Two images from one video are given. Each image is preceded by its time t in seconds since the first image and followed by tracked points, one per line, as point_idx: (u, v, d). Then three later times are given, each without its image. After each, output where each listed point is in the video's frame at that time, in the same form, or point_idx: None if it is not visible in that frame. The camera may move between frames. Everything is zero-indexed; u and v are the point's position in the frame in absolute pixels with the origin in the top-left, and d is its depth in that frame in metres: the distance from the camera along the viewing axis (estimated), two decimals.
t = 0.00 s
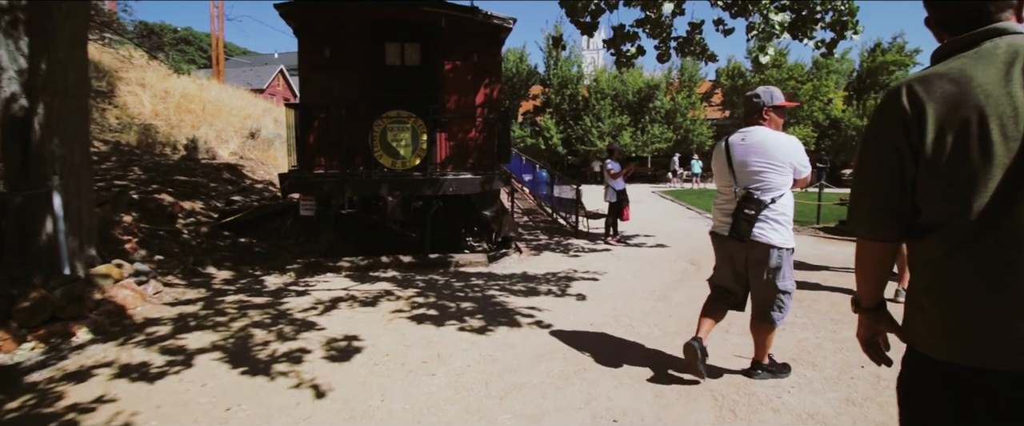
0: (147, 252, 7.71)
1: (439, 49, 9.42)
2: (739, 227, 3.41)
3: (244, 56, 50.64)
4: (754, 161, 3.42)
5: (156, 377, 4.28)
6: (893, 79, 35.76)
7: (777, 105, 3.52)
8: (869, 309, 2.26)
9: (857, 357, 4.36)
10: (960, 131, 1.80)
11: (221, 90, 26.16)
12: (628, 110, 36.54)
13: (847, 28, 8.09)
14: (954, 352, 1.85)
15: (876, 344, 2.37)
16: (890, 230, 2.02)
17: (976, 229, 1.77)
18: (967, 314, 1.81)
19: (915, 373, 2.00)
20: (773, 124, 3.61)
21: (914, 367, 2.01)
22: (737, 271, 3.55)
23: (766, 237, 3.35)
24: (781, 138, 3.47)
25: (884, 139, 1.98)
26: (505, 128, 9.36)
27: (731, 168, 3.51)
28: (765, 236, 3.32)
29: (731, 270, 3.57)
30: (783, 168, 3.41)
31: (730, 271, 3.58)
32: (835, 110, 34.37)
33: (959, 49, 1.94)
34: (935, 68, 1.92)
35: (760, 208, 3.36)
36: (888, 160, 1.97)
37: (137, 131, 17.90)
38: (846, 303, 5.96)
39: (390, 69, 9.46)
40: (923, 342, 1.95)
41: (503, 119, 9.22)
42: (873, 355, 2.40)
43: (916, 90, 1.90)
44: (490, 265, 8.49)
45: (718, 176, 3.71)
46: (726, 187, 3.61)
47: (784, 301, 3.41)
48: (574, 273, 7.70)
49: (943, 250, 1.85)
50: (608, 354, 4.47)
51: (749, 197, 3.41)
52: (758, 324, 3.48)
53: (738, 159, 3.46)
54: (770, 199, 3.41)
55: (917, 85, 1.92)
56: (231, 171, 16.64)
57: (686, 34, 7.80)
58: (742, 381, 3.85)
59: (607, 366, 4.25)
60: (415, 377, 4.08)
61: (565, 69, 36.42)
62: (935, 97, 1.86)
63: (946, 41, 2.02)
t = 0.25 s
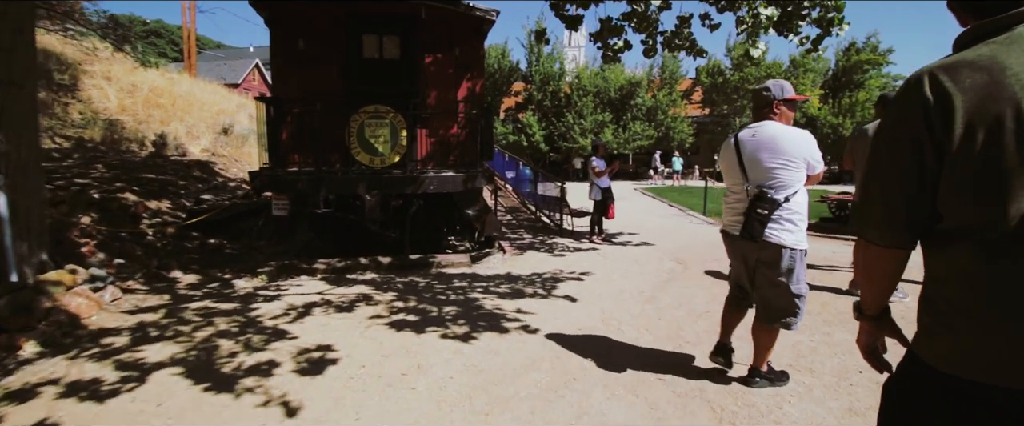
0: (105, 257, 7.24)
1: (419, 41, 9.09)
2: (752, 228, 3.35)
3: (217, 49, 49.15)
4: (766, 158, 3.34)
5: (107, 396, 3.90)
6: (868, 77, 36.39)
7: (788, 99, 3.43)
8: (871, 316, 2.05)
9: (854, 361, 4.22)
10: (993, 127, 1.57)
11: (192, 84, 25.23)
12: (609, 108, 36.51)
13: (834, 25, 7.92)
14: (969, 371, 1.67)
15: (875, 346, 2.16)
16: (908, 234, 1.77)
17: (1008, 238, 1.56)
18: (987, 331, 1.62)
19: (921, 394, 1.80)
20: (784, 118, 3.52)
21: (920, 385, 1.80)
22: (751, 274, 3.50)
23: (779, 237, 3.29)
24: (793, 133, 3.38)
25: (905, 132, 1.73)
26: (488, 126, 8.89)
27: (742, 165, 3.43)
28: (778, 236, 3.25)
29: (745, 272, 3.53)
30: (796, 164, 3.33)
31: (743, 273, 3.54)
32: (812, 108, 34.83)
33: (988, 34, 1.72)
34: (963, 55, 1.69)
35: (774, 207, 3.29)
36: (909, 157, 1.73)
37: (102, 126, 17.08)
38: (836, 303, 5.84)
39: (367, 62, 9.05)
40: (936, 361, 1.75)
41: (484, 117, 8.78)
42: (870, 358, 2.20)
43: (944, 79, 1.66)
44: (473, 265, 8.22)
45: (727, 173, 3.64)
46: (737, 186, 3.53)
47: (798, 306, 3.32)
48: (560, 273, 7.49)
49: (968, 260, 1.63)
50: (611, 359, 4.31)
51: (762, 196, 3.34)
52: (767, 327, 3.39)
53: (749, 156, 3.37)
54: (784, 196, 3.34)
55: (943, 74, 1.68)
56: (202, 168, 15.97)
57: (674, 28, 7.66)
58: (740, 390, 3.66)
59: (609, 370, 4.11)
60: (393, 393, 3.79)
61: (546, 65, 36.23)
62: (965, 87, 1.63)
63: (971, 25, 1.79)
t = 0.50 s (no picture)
0: (58, 259, 6.75)
1: (396, 33, 8.78)
2: (758, 228, 3.25)
3: (187, 41, 47.53)
4: (774, 156, 3.22)
5: (51, 416, 3.55)
6: (840, 77, 37.09)
7: (794, 95, 3.31)
8: (877, 333, 1.91)
9: (848, 366, 4.10)
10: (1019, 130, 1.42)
11: (159, 77, 24.25)
12: (589, 105, 36.47)
13: (818, 23, 7.78)
14: (999, 400, 1.52)
15: (877, 366, 2.00)
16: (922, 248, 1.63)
17: None
18: (1012, 354, 1.48)
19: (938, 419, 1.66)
20: (789, 115, 3.41)
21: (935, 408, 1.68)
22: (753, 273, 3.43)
23: (785, 239, 3.20)
24: (803, 130, 3.26)
25: (920, 137, 1.58)
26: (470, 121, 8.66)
27: (749, 165, 3.32)
28: (785, 238, 3.16)
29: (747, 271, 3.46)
30: (805, 163, 3.23)
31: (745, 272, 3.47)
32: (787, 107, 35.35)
33: (1007, 26, 1.57)
34: (982, 50, 1.53)
35: (782, 208, 3.19)
36: (926, 164, 1.58)
37: (60, 120, 15.97)
38: (824, 303, 5.76)
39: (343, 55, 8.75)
40: (957, 385, 1.61)
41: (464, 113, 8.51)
42: (872, 380, 2.02)
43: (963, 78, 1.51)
44: (453, 266, 7.96)
45: (732, 172, 3.53)
46: (742, 185, 3.43)
47: (796, 310, 3.25)
48: (543, 274, 7.27)
49: (990, 278, 1.49)
50: (605, 363, 4.17)
51: (769, 197, 3.23)
52: (763, 328, 3.31)
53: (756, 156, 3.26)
54: (792, 197, 3.24)
55: (962, 72, 1.52)
56: (168, 164, 15.30)
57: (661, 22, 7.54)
58: (736, 400, 3.50)
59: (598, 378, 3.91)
60: (368, 407, 3.52)
61: (526, 62, 36.07)
62: (986, 86, 1.47)
63: (988, 15, 1.64)
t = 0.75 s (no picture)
0: None
1: (371, 22, 8.36)
2: (769, 232, 3.09)
3: (151, 30, 45.62)
4: (786, 157, 3.09)
5: None
6: (811, 77, 37.80)
7: (806, 94, 3.16)
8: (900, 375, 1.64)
9: (845, 372, 3.95)
10: None
11: (121, 67, 22.94)
12: (567, 101, 36.32)
13: (801, 20, 7.69)
14: None
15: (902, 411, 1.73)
16: (946, 284, 1.43)
17: None
18: None
19: None
20: (800, 114, 3.27)
21: None
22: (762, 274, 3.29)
23: (796, 242, 3.06)
24: (814, 130, 3.14)
25: (935, 159, 1.39)
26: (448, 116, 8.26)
27: (759, 166, 3.19)
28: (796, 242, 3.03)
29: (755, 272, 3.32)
30: (817, 164, 3.10)
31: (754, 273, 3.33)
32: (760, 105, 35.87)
33: None
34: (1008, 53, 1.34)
35: (793, 210, 3.05)
36: (942, 182, 1.38)
37: (12, 112, 14.41)
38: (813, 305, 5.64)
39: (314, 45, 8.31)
40: None
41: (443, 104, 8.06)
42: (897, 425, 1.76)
43: (985, 84, 1.32)
44: (431, 267, 7.61)
45: (740, 174, 3.40)
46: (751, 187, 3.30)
47: (804, 315, 3.11)
48: (526, 275, 7.00)
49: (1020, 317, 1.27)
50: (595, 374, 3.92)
51: (781, 199, 3.09)
52: (768, 332, 3.16)
53: (767, 157, 3.13)
54: (803, 200, 3.11)
55: (986, 77, 1.33)
56: (128, 158, 14.48)
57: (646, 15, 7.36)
58: (737, 413, 3.30)
59: (588, 391, 3.66)
60: None
61: (504, 58, 35.74)
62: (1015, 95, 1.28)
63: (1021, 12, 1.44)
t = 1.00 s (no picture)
0: None
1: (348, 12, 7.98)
2: (779, 238, 2.99)
3: (118, 20, 43.86)
4: (796, 161, 2.98)
5: None
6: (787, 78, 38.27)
7: (816, 96, 3.02)
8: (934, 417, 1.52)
9: (846, 382, 3.81)
10: None
11: (85, 57, 21.75)
12: (548, 99, 36.13)
13: (790, 17, 7.59)
14: None
15: None
16: (977, 321, 1.34)
17: None
18: None
19: None
20: (812, 117, 3.13)
21: None
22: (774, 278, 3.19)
23: (810, 247, 2.94)
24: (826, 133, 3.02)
25: (966, 188, 1.31)
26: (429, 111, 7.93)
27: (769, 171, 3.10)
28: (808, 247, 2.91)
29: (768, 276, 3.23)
30: (829, 168, 2.98)
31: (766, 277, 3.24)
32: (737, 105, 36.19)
33: None
34: None
35: (805, 216, 2.94)
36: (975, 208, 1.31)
37: None
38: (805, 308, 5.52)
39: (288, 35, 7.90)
40: None
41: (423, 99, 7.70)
42: None
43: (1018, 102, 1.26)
44: (413, 269, 7.29)
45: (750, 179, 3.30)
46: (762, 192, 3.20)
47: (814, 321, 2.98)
48: (511, 277, 6.75)
49: None
50: (589, 386, 3.70)
51: (791, 204, 2.98)
52: (778, 336, 3.02)
53: (777, 162, 3.02)
54: (816, 205, 3.00)
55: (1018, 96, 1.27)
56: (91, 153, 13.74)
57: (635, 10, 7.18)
58: None
59: (583, 406, 3.44)
60: None
61: (485, 54, 35.41)
62: None
63: None
